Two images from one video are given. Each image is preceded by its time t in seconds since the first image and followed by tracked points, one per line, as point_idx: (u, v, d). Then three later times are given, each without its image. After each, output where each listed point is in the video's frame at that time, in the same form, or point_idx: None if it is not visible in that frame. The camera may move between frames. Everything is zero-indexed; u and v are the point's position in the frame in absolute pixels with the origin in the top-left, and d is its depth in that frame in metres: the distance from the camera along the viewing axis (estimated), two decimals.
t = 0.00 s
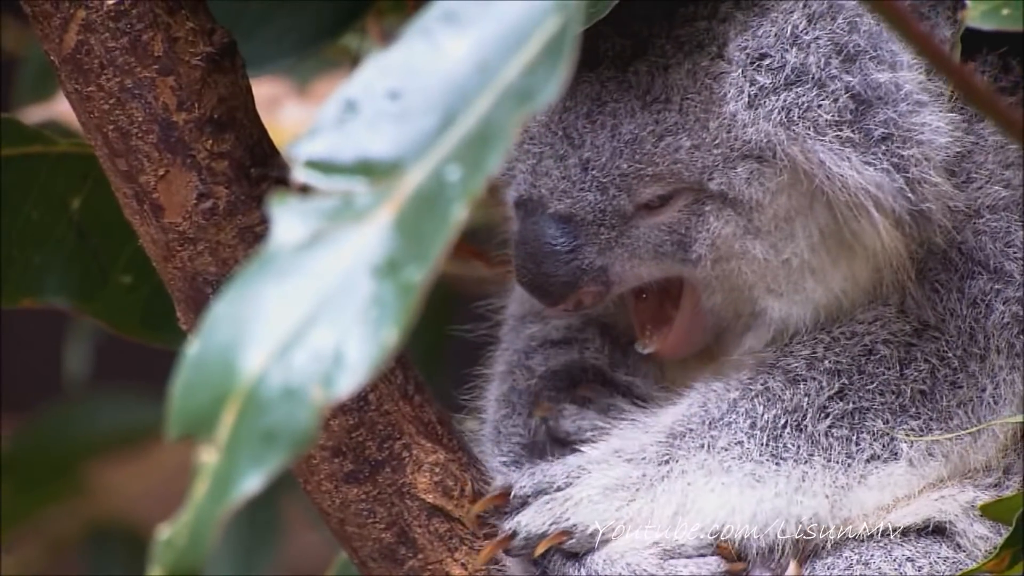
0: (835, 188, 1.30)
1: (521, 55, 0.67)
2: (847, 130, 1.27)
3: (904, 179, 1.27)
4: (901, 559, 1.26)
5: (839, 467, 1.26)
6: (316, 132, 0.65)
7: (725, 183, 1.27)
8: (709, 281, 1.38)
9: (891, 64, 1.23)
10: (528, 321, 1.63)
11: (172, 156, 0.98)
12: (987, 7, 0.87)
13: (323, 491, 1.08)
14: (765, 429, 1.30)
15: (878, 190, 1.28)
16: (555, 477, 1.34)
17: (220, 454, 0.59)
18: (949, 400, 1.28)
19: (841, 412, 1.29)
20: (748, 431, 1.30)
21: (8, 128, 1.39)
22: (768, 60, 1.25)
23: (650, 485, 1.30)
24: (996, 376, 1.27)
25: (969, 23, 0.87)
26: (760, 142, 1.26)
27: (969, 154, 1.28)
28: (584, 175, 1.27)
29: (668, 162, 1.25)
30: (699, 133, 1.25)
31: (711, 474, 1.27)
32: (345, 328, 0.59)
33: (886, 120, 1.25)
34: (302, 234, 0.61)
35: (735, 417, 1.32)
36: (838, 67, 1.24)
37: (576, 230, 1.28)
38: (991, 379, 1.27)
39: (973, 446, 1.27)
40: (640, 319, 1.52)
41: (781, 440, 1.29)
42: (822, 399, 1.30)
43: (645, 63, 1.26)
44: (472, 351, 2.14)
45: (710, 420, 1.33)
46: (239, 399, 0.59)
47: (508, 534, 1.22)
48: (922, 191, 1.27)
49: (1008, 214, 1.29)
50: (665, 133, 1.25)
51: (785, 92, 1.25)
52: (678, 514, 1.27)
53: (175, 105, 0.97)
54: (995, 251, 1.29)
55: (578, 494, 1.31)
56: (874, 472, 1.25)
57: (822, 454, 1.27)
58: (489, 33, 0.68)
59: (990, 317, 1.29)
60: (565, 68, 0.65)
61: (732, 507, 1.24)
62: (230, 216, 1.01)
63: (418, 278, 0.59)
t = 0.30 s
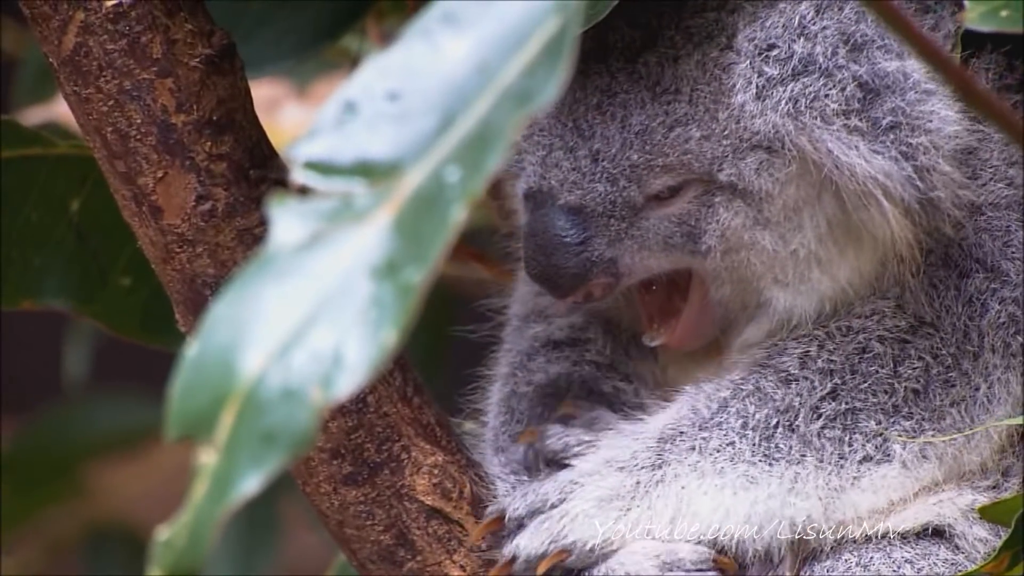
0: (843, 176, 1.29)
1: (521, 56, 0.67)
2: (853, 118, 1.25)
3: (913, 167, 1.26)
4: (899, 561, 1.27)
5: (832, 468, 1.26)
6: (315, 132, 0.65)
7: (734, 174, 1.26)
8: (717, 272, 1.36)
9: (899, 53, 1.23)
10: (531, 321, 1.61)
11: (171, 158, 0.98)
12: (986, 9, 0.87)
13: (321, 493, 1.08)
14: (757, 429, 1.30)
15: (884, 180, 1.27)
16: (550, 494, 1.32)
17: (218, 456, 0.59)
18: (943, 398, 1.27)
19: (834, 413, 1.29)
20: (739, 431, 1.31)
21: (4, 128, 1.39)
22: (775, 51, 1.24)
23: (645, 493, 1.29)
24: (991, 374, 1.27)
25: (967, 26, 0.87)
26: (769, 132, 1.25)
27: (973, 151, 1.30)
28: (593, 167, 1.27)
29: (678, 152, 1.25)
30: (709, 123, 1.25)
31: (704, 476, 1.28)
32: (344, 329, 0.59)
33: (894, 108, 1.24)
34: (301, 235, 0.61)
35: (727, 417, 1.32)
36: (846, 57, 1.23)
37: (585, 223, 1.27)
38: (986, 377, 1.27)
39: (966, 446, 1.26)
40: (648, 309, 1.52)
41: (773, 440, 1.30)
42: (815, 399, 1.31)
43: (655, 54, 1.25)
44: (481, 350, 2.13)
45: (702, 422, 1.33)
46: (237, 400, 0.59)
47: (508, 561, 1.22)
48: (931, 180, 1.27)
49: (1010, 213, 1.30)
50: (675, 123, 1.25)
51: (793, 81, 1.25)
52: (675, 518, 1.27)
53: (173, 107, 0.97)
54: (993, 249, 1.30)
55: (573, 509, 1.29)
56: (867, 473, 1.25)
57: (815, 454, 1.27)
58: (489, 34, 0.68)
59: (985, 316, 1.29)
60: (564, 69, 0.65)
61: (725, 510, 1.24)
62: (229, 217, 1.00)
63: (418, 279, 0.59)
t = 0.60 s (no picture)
0: (848, 167, 1.28)
1: (520, 57, 0.67)
2: (858, 108, 1.24)
3: (918, 157, 1.26)
4: (897, 564, 1.27)
5: (818, 472, 1.24)
6: (313, 134, 0.65)
7: (739, 166, 1.25)
8: (720, 265, 1.36)
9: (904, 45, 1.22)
10: (534, 322, 1.61)
11: (169, 161, 0.98)
12: (983, 11, 0.87)
13: (320, 496, 1.08)
14: (742, 430, 1.29)
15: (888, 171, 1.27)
16: (540, 511, 1.30)
17: (216, 458, 0.59)
18: (932, 401, 1.25)
19: (820, 415, 1.27)
20: (725, 432, 1.29)
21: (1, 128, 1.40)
22: (780, 41, 1.24)
23: (635, 500, 1.28)
24: (983, 377, 1.26)
25: (965, 28, 0.87)
26: (774, 124, 1.23)
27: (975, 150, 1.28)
28: (599, 157, 1.26)
29: (682, 143, 1.24)
30: (714, 115, 1.23)
31: (690, 478, 1.27)
32: (342, 331, 0.59)
33: (899, 99, 1.24)
34: (298, 238, 0.61)
35: (712, 417, 1.31)
36: (850, 48, 1.23)
37: (590, 211, 1.27)
38: (976, 380, 1.26)
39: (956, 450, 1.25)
40: (650, 303, 1.52)
41: (758, 442, 1.28)
42: (801, 402, 1.29)
43: (660, 44, 1.24)
44: (483, 351, 2.13)
45: (687, 424, 1.32)
46: (234, 402, 0.59)
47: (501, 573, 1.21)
48: (936, 170, 1.27)
49: (1008, 217, 1.29)
50: (680, 115, 1.23)
51: (798, 72, 1.24)
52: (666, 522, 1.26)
53: (171, 110, 0.97)
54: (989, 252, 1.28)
55: (564, 526, 1.27)
56: (853, 477, 1.23)
57: (800, 457, 1.25)
58: (488, 35, 0.68)
59: (978, 319, 1.27)
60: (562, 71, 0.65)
61: (714, 511, 1.24)
62: (227, 220, 1.01)
63: (415, 281, 0.59)
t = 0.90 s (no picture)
0: (851, 168, 1.28)
1: (518, 61, 0.67)
2: (860, 108, 1.24)
3: (921, 159, 1.25)
4: (897, 566, 1.27)
5: (805, 485, 1.23)
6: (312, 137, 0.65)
7: (741, 168, 1.25)
8: (722, 266, 1.37)
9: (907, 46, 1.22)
10: (538, 325, 1.61)
11: (168, 165, 0.98)
12: (983, 15, 0.87)
13: (319, 500, 1.08)
14: (727, 439, 1.27)
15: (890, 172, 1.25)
16: (532, 540, 1.26)
17: (215, 461, 0.59)
18: (922, 410, 1.24)
19: (807, 426, 1.25)
20: (710, 442, 1.27)
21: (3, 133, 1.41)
22: (783, 44, 1.24)
23: (624, 515, 1.25)
24: (977, 385, 1.25)
25: (964, 31, 0.87)
26: (777, 125, 1.24)
27: (978, 155, 1.26)
28: (601, 159, 1.25)
29: (684, 145, 1.24)
30: (717, 117, 1.23)
31: (678, 488, 1.25)
32: (341, 334, 0.59)
33: (901, 100, 1.23)
34: (297, 241, 0.61)
35: (697, 426, 1.29)
36: (853, 49, 1.22)
37: (594, 213, 1.26)
38: (970, 387, 1.24)
39: (947, 459, 1.23)
40: (653, 304, 1.52)
41: (743, 451, 1.26)
42: (788, 410, 1.27)
43: (665, 47, 1.24)
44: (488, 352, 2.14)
45: (670, 434, 1.30)
46: (233, 405, 0.59)
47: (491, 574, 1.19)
48: (938, 172, 1.25)
49: (1007, 225, 1.26)
50: (682, 117, 1.23)
51: (801, 74, 1.24)
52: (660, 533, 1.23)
53: (171, 113, 0.97)
54: (986, 260, 1.26)
55: (557, 552, 1.24)
56: (843, 490, 1.22)
57: (786, 466, 1.24)
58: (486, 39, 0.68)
59: (973, 327, 1.26)
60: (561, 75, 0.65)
61: (703, 522, 1.22)
62: (226, 224, 1.00)
63: (414, 285, 0.59)
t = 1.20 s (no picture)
0: (855, 179, 1.27)
1: (518, 67, 0.67)
2: (865, 120, 1.23)
3: (926, 171, 1.24)
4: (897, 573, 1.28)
5: (799, 499, 1.24)
6: (312, 143, 0.64)
7: (744, 179, 1.24)
8: (725, 276, 1.35)
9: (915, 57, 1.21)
10: (544, 327, 1.62)
11: (169, 171, 0.98)
12: (982, 20, 0.87)
13: (320, 505, 1.08)
14: (722, 453, 1.28)
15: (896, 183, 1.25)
16: (526, 555, 1.27)
17: (216, 467, 0.59)
18: (918, 423, 1.24)
19: (802, 441, 1.26)
20: (706, 456, 1.28)
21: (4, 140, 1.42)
22: (788, 55, 1.22)
23: (617, 532, 1.26)
24: (976, 397, 1.24)
25: (965, 38, 0.87)
26: (782, 137, 1.23)
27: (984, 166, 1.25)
28: (604, 169, 1.24)
29: (687, 156, 1.23)
30: (720, 129, 1.22)
31: (671, 503, 1.25)
32: (341, 340, 0.59)
33: (906, 112, 1.22)
34: (299, 247, 0.61)
35: (691, 440, 1.29)
36: (859, 61, 1.21)
37: (596, 220, 1.25)
38: (968, 400, 1.24)
39: (944, 473, 1.23)
40: (656, 312, 1.51)
41: (738, 465, 1.27)
42: (783, 424, 1.28)
43: (668, 58, 1.24)
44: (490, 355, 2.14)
45: (665, 449, 1.30)
46: (233, 411, 0.59)
47: None
48: (941, 184, 1.24)
49: (1010, 239, 1.25)
50: (685, 129, 1.22)
51: (806, 86, 1.22)
52: (653, 550, 1.23)
53: (171, 119, 0.97)
54: (988, 274, 1.26)
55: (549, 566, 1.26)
56: (836, 506, 1.23)
57: (781, 481, 1.25)
58: (486, 45, 0.68)
59: (973, 340, 1.26)
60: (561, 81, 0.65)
61: (697, 537, 1.22)
62: (227, 230, 1.00)
63: (414, 291, 0.59)
